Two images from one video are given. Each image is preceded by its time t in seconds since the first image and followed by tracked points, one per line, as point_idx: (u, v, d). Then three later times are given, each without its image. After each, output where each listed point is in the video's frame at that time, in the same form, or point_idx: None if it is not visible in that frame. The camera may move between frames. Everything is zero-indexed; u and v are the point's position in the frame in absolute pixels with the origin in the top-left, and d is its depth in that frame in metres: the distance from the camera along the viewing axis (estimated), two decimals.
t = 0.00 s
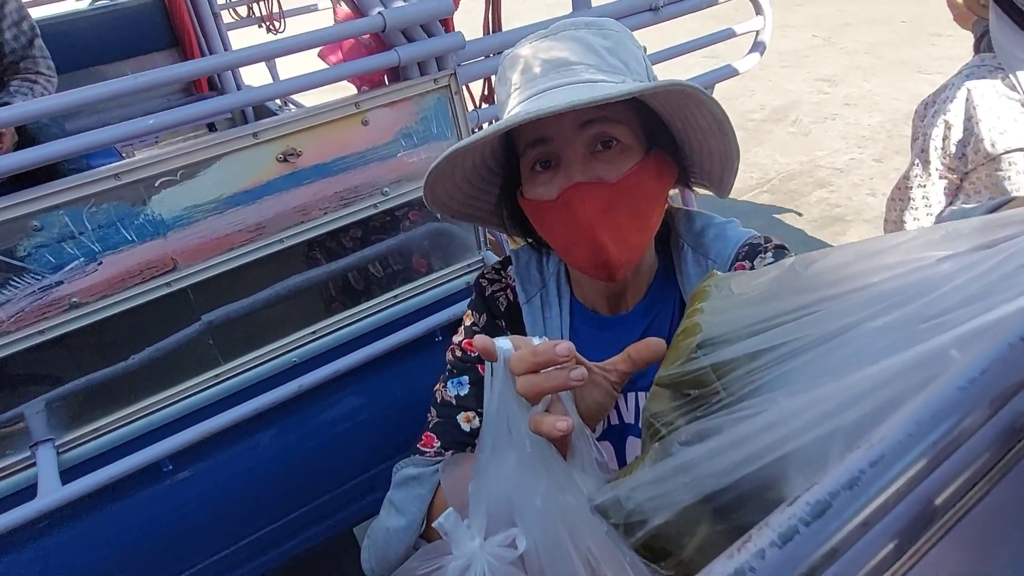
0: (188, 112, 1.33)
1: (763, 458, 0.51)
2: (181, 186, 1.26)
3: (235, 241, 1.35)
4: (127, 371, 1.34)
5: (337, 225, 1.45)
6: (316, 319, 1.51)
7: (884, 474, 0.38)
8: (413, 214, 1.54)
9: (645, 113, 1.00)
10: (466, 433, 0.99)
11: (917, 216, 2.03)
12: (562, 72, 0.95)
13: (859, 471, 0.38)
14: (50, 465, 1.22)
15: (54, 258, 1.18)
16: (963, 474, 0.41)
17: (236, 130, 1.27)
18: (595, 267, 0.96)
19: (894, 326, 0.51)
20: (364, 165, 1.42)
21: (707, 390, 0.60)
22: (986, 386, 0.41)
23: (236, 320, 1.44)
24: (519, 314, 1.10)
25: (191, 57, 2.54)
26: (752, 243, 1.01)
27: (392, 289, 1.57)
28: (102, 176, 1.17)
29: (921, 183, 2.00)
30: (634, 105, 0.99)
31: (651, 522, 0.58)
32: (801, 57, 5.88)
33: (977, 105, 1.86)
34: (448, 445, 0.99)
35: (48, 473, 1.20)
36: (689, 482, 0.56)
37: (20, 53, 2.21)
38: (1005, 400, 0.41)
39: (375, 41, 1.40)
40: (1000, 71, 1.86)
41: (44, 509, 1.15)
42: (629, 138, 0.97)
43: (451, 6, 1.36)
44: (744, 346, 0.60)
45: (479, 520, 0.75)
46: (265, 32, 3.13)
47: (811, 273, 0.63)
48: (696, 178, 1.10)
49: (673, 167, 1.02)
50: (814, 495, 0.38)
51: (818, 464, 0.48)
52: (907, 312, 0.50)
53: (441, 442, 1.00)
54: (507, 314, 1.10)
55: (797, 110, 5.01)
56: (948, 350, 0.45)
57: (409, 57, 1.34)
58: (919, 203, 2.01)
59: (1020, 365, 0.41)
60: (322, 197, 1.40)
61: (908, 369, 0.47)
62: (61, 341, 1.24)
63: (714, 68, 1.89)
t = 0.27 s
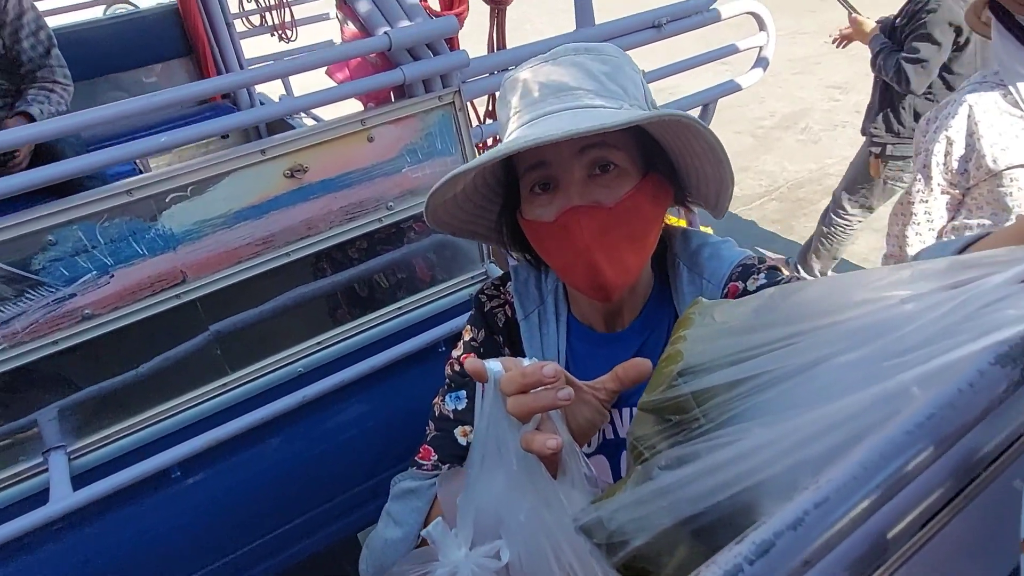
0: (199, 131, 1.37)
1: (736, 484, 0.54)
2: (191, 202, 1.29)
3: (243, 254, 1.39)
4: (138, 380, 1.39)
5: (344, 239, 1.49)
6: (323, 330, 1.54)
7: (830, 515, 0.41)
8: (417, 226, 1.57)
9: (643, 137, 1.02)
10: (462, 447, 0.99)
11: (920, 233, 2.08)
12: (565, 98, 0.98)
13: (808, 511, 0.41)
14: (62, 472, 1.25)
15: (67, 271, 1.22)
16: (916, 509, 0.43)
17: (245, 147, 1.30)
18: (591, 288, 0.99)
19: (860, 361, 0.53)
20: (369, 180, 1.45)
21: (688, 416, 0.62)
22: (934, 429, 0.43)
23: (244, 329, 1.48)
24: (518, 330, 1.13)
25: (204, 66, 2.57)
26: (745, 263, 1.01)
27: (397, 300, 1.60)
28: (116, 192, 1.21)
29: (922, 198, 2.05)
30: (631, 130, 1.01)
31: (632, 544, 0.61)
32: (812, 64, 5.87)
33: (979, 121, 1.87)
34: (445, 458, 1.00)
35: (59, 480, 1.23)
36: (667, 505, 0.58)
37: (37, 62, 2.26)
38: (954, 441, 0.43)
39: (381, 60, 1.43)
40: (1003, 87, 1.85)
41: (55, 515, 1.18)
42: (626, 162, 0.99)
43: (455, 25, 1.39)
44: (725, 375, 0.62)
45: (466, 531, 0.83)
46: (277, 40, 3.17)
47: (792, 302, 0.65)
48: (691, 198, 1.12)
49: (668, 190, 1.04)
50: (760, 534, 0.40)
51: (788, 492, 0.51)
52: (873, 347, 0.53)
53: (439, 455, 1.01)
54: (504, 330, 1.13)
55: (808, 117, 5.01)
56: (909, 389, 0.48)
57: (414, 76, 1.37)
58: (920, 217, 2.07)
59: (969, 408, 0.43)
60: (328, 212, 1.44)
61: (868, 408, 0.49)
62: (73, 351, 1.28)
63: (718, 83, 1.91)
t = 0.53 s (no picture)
0: (214, 153, 1.43)
1: (723, 526, 0.57)
2: (204, 220, 1.33)
3: (254, 271, 1.41)
4: (151, 392, 1.42)
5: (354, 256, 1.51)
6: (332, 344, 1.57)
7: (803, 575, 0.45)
8: (426, 240, 1.57)
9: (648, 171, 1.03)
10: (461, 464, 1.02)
11: (926, 251, 2.07)
12: (569, 135, 1.00)
13: (776, 572, 0.45)
14: (76, 481, 1.29)
15: (84, 288, 1.26)
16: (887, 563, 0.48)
17: (257, 168, 1.34)
18: (595, 322, 1.02)
19: (843, 411, 0.56)
20: (379, 199, 1.48)
21: (679, 454, 0.66)
22: (900, 492, 0.47)
23: (253, 342, 1.51)
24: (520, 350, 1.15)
25: (220, 75, 2.62)
26: (745, 291, 1.02)
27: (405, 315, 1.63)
28: (131, 212, 1.25)
29: (929, 218, 2.04)
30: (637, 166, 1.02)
31: None
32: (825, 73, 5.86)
33: (985, 142, 1.88)
34: (446, 476, 1.03)
35: (74, 490, 1.27)
36: (658, 542, 0.61)
37: (58, 72, 2.31)
38: (921, 503, 0.48)
39: (392, 83, 1.47)
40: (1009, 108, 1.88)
41: (69, 525, 1.21)
42: (631, 199, 1.01)
43: (465, 48, 1.42)
44: (716, 415, 0.65)
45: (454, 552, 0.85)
46: (292, 49, 3.21)
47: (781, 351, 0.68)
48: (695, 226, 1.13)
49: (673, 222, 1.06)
50: None
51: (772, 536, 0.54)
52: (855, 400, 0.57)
53: (440, 473, 1.04)
54: (507, 350, 1.15)
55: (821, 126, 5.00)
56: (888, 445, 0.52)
57: (424, 98, 1.40)
58: (928, 237, 2.06)
59: (936, 470, 0.48)
60: (338, 230, 1.46)
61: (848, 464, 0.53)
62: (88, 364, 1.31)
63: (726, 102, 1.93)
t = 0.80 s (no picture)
0: (223, 160, 1.46)
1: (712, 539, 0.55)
2: (211, 227, 1.35)
3: (259, 277, 1.43)
4: (156, 394, 1.45)
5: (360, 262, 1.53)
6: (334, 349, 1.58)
7: None
8: (431, 244, 1.59)
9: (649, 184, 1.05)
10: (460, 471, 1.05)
11: (930, 260, 2.07)
12: (569, 148, 1.03)
13: None
14: (82, 481, 1.31)
15: (93, 292, 1.28)
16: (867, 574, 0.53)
17: (264, 176, 1.36)
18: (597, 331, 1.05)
19: (830, 426, 0.58)
20: (383, 206, 1.50)
21: (669, 466, 0.63)
22: (877, 507, 0.52)
23: (259, 346, 1.55)
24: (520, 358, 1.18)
25: (229, 79, 2.64)
26: (745, 300, 1.04)
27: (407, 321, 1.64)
28: (138, 219, 1.27)
29: (932, 227, 2.04)
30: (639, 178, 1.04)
31: None
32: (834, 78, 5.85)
33: (988, 151, 1.88)
34: (445, 483, 1.06)
35: (80, 489, 1.29)
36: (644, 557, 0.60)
37: (70, 76, 2.34)
38: (899, 518, 0.54)
39: (396, 92, 1.48)
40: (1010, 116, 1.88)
41: (76, 525, 1.23)
42: (633, 212, 1.03)
43: (469, 58, 1.43)
44: (706, 428, 0.64)
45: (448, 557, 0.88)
46: (301, 53, 3.23)
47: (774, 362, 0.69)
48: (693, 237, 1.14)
49: (674, 233, 1.08)
50: None
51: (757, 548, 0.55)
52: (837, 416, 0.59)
53: (440, 480, 1.06)
54: (507, 358, 1.19)
55: (829, 131, 4.99)
56: (872, 459, 0.55)
57: (429, 107, 1.42)
58: (931, 245, 2.06)
59: (911, 489, 0.54)
60: (342, 236, 1.48)
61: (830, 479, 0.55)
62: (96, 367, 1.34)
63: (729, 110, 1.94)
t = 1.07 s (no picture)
0: (218, 153, 1.42)
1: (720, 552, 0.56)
2: (204, 222, 1.32)
3: (254, 273, 1.40)
4: (149, 394, 1.40)
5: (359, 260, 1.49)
6: (331, 347, 1.56)
7: None
8: (431, 241, 1.56)
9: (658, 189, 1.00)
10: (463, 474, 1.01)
11: (941, 259, 2.03)
12: (573, 161, 0.99)
13: None
14: (72, 482, 1.28)
15: (82, 288, 1.25)
16: None
17: (259, 169, 1.33)
18: (604, 341, 1.04)
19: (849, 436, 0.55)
20: (381, 202, 1.46)
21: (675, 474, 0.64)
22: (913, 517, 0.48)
23: (251, 345, 1.49)
24: (521, 358, 1.12)
25: (229, 73, 2.61)
26: (752, 300, 1.00)
27: (407, 320, 1.62)
28: (129, 213, 1.24)
29: (944, 225, 2.00)
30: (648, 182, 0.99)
31: None
32: (840, 76, 5.80)
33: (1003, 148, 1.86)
34: (447, 488, 1.02)
35: (70, 491, 1.25)
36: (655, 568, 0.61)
37: (68, 69, 2.30)
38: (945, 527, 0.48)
39: (395, 85, 1.45)
40: None
41: (65, 526, 1.20)
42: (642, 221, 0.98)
43: (470, 50, 1.40)
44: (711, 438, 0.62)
45: (450, 573, 0.87)
46: (302, 48, 3.20)
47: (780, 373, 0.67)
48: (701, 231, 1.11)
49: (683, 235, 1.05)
50: None
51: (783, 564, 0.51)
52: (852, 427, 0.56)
53: (441, 484, 1.03)
54: (508, 357, 1.12)
55: (835, 130, 4.94)
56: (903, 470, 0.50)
57: (429, 100, 1.38)
58: (942, 244, 2.02)
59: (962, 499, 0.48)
60: (340, 232, 1.45)
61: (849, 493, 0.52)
62: (86, 365, 1.30)
63: (736, 106, 1.91)
